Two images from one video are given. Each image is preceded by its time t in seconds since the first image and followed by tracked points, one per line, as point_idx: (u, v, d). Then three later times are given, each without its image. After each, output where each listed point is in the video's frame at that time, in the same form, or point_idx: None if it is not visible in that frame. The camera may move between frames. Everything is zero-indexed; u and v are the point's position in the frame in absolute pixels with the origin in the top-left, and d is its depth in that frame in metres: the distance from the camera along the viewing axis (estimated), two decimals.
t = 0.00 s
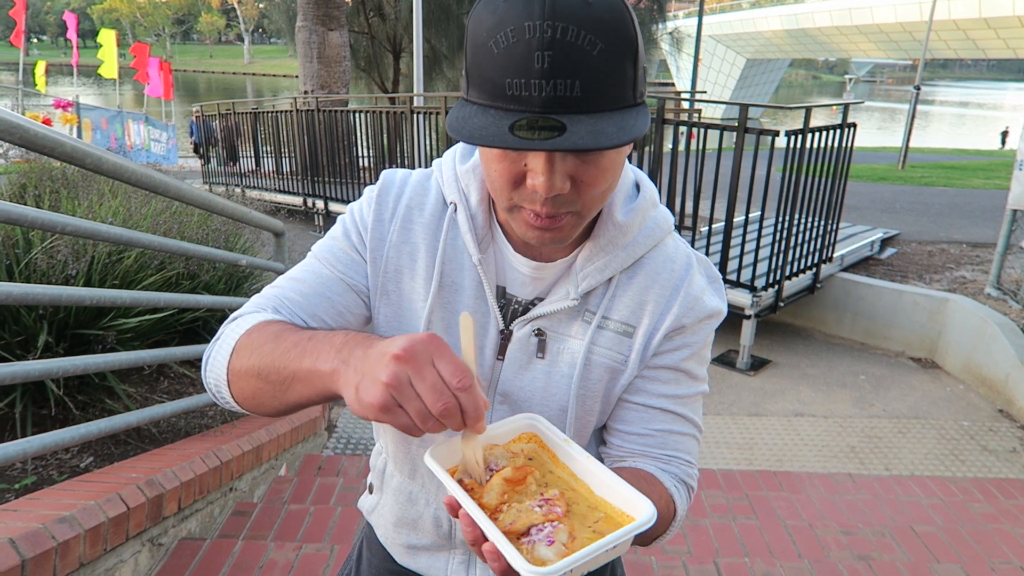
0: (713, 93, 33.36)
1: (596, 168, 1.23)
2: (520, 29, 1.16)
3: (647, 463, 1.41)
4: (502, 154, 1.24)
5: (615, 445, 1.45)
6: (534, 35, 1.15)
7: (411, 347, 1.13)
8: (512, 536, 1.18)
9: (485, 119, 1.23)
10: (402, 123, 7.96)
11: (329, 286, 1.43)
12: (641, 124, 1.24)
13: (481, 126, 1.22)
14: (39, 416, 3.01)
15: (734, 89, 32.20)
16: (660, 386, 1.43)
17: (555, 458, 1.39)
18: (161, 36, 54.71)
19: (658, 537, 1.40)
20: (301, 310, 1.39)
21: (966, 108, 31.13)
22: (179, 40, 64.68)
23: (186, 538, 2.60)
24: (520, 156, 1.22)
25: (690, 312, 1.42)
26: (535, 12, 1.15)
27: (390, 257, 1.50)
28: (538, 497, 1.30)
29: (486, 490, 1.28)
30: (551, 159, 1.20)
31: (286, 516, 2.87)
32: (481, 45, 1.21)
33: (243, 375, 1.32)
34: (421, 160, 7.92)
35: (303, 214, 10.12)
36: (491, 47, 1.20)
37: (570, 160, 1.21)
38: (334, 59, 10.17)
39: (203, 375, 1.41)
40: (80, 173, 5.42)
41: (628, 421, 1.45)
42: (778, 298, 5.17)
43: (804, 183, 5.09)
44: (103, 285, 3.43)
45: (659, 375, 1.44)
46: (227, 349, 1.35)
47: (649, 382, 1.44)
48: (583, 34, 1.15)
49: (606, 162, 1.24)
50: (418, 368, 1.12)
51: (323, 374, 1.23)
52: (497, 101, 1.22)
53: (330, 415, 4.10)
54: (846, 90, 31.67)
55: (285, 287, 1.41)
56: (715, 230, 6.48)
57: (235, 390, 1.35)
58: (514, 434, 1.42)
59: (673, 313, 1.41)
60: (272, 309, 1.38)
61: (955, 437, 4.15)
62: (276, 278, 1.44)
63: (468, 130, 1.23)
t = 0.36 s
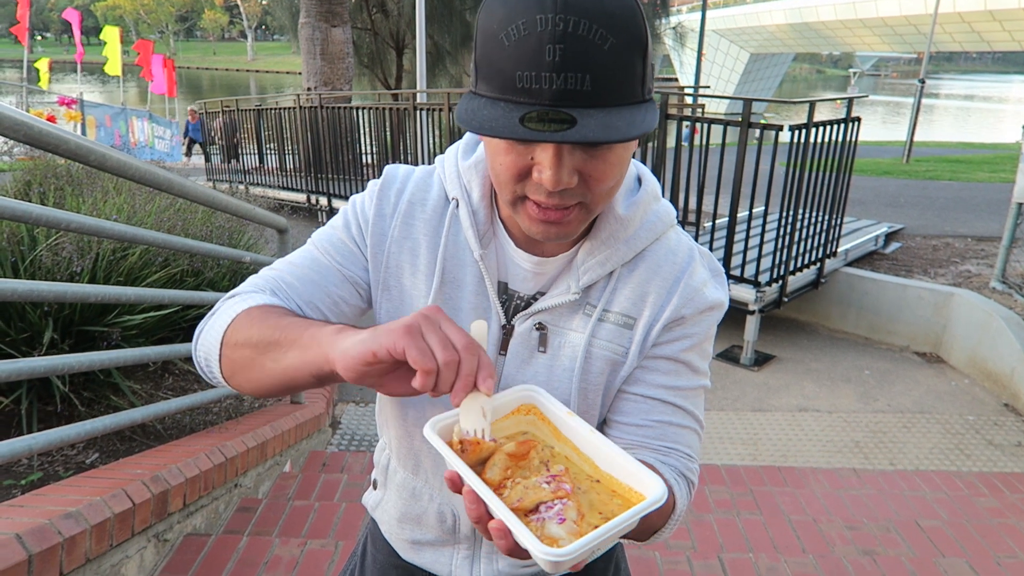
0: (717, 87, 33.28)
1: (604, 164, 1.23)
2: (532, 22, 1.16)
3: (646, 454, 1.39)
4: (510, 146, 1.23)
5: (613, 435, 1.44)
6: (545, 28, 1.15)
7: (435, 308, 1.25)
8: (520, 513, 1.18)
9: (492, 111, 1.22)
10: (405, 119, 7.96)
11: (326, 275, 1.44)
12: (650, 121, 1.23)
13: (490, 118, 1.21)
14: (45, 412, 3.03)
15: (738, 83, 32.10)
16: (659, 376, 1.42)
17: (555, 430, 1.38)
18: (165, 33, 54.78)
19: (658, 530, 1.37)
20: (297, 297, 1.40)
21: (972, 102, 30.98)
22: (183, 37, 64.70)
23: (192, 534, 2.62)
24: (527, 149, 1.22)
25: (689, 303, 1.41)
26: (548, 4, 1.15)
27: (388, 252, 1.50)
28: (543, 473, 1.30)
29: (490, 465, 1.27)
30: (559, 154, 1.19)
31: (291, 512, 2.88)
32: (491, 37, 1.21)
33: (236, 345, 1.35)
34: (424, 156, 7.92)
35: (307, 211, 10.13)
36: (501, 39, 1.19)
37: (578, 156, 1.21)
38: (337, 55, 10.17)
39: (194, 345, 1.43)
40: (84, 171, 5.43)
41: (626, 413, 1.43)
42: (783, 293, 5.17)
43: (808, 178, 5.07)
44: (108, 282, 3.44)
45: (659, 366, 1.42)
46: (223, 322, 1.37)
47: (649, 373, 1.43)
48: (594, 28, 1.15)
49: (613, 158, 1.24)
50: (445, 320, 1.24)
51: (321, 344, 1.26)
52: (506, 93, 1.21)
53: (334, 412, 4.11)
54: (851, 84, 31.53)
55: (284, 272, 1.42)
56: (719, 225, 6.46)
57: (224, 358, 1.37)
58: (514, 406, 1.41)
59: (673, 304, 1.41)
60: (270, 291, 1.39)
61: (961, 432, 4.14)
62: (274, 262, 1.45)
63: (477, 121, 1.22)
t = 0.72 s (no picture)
0: (720, 88, 33.29)
1: (601, 138, 1.27)
2: None
3: (635, 446, 1.29)
4: (511, 116, 1.29)
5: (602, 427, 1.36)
6: None
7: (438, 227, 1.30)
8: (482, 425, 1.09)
9: (494, 72, 1.24)
10: (408, 120, 7.97)
11: (326, 227, 1.50)
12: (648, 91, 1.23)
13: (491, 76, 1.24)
14: (49, 411, 3.04)
15: (740, 84, 32.07)
16: (650, 365, 1.35)
17: (532, 373, 1.31)
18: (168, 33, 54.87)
19: (649, 531, 1.27)
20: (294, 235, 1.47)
21: (975, 102, 30.92)
22: (185, 37, 64.80)
23: (194, 534, 2.62)
24: (527, 118, 1.28)
25: (682, 295, 1.38)
26: None
27: (399, 225, 1.55)
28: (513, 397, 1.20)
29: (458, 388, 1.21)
30: (556, 123, 1.25)
31: (293, 512, 2.89)
32: (501, 4, 1.25)
33: (228, 264, 1.41)
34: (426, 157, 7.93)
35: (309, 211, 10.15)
36: (509, 6, 1.24)
37: (574, 127, 1.26)
38: (340, 56, 10.18)
39: (175, 266, 1.48)
40: (88, 171, 5.44)
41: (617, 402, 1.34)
42: (785, 294, 5.16)
43: (812, 178, 5.07)
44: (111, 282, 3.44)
45: (651, 354, 1.37)
46: (215, 246, 1.44)
47: (642, 361, 1.37)
48: None
49: (611, 135, 1.28)
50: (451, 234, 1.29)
51: (314, 263, 1.32)
52: (509, 56, 1.23)
53: (337, 412, 4.12)
54: (853, 85, 31.48)
55: (288, 216, 1.50)
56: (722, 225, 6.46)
57: (210, 274, 1.43)
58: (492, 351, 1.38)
59: (665, 295, 1.38)
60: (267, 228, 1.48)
61: (964, 433, 4.13)
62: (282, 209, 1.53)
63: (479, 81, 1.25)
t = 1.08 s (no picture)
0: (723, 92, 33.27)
1: (596, 136, 1.27)
2: None
3: (630, 443, 1.29)
4: (506, 114, 1.30)
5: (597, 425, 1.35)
6: None
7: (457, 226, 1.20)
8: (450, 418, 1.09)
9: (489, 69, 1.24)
10: (411, 122, 7.99)
11: (339, 215, 1.49)
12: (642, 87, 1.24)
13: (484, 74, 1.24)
14: (51, 411, 3.05)
15: (743, 88, 32.09)
16: (645, 363, 1.35)
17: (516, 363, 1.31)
18: (172, 34, 55.04)
19: (642, 526, 1.27)
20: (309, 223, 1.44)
21: (978, 108, 30.89)
22: (190, 38, 64.97)
23: (196, 534, 2.63)
24: (523, 117, 1.29)
25: (676, 291, 1.38)
26: None
27: (409, 220, 1.56)
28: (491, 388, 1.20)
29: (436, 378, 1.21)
30: (551, 120, 1.26)
31: (294, 512, 2.89)
32: (495, 4, 1.26)
33: (230, 262, 1.38)
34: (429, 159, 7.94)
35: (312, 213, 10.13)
36: (503, 6, 1.24)
37: (569, 124, 1.26)
38: (344, 58, 10.20)
39: (175, 250, 1.47)
40: (92, 171, 5.46)
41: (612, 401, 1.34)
42: (787, 298, 5.15)
43: (814, 182, 5.06)
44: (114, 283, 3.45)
45: (646, 351, 1.37)
46: (215, 238, 1.41)
47: (637, 359, 1.36)
48: None
49: (606, 132, 1.28)
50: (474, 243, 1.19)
51: (320, 263, 1.27)
52: (503, 53, 1.23)
53: (338, 413, 4.12)
54: (857, 89, 31.47)
55: (298, 205, 1.48)
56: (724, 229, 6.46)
57: (211, 266, 1.40)
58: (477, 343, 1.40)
59: (659, 293, 1.38)
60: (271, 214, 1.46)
61: (966, 439, 4.13)
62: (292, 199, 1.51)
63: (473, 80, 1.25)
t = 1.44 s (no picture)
0: (723, 94, 33.28)
1: (601, 142, 1.28)
2: None
3: (633, 448, 1.29)
4: (509, 119, 1.31)
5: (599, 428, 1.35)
6: None
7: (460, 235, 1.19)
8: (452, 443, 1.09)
9: (493, 75, 1.24)
10: (411, 123, 7.99)
11: (335, 212, 1.48)
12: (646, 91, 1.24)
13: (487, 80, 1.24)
14: (50, 411, 3.05)
15: (743, 90, 32.12)
16: (649, 367, 1.35)
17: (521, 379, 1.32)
18: (173, 35, 55.13)
19: (646, 531, 1.28)
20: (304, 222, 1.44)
21: (977, 110, 30.91)
22: (190, 39, 65.08)
23: (195, 535, 2.63)
24: (526, 123, 1.29)
25: (679, 296, 1.38)
26: None
27: (409, 222, 1.56)
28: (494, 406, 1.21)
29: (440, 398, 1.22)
30: (555, 126, 1.26)
31: (293, 514, 2.89)
32: (498, 8, 1.26)
33: (225, 257, 1.37)
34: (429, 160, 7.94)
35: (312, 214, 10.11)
36: (506, 10, 1.24)
37: (574, 130, 1.27)
38: (344, 59, 10.21)
39: (169, 244, 1.46)
40: (92, 171, 5.46)
41: (615, 405, 1.34)
42: (787, 300, 5.16)
43: (813, 185, 5.07)
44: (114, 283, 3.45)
45: (649, 356, 1.37)
46: (210, 234, 1.41)
47: (641, 363, 1.36)
48: None
49: (610, 138, 1.28)
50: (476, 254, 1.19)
51: (317, 264, 1.27)
52: (507, 59, 1.23)
53: (337, 414, 4.12)
54: (857, 92, 31.50)
55: (295, 203, 1.47)
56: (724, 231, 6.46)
57: (205, 261, 1.39)
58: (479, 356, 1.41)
59: (663, 297, 1.38)
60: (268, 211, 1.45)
61: (965, 441, 4.13)
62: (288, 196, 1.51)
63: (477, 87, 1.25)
